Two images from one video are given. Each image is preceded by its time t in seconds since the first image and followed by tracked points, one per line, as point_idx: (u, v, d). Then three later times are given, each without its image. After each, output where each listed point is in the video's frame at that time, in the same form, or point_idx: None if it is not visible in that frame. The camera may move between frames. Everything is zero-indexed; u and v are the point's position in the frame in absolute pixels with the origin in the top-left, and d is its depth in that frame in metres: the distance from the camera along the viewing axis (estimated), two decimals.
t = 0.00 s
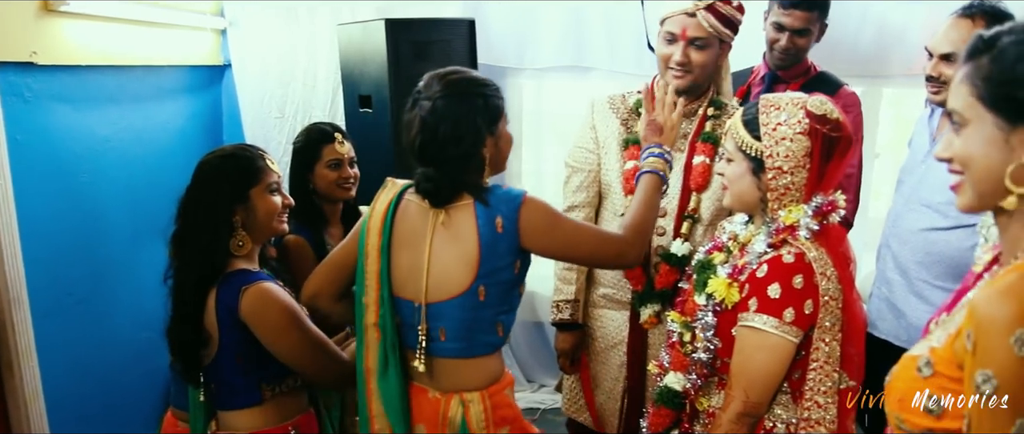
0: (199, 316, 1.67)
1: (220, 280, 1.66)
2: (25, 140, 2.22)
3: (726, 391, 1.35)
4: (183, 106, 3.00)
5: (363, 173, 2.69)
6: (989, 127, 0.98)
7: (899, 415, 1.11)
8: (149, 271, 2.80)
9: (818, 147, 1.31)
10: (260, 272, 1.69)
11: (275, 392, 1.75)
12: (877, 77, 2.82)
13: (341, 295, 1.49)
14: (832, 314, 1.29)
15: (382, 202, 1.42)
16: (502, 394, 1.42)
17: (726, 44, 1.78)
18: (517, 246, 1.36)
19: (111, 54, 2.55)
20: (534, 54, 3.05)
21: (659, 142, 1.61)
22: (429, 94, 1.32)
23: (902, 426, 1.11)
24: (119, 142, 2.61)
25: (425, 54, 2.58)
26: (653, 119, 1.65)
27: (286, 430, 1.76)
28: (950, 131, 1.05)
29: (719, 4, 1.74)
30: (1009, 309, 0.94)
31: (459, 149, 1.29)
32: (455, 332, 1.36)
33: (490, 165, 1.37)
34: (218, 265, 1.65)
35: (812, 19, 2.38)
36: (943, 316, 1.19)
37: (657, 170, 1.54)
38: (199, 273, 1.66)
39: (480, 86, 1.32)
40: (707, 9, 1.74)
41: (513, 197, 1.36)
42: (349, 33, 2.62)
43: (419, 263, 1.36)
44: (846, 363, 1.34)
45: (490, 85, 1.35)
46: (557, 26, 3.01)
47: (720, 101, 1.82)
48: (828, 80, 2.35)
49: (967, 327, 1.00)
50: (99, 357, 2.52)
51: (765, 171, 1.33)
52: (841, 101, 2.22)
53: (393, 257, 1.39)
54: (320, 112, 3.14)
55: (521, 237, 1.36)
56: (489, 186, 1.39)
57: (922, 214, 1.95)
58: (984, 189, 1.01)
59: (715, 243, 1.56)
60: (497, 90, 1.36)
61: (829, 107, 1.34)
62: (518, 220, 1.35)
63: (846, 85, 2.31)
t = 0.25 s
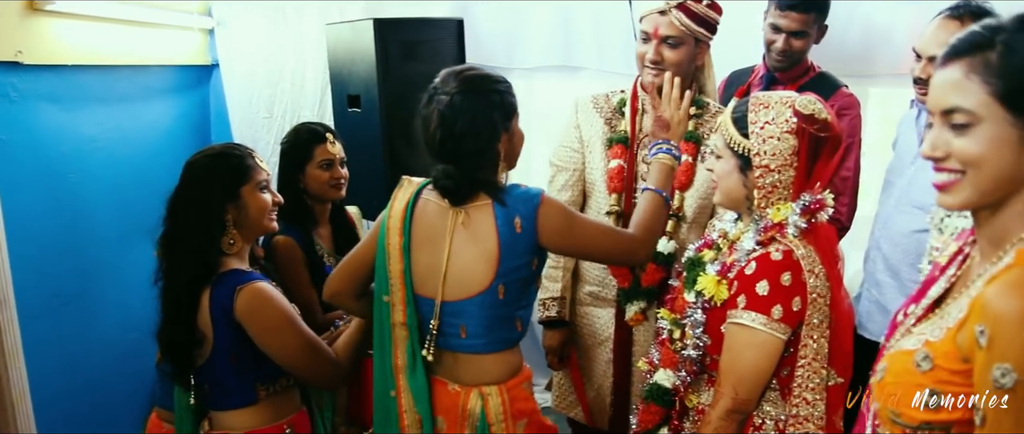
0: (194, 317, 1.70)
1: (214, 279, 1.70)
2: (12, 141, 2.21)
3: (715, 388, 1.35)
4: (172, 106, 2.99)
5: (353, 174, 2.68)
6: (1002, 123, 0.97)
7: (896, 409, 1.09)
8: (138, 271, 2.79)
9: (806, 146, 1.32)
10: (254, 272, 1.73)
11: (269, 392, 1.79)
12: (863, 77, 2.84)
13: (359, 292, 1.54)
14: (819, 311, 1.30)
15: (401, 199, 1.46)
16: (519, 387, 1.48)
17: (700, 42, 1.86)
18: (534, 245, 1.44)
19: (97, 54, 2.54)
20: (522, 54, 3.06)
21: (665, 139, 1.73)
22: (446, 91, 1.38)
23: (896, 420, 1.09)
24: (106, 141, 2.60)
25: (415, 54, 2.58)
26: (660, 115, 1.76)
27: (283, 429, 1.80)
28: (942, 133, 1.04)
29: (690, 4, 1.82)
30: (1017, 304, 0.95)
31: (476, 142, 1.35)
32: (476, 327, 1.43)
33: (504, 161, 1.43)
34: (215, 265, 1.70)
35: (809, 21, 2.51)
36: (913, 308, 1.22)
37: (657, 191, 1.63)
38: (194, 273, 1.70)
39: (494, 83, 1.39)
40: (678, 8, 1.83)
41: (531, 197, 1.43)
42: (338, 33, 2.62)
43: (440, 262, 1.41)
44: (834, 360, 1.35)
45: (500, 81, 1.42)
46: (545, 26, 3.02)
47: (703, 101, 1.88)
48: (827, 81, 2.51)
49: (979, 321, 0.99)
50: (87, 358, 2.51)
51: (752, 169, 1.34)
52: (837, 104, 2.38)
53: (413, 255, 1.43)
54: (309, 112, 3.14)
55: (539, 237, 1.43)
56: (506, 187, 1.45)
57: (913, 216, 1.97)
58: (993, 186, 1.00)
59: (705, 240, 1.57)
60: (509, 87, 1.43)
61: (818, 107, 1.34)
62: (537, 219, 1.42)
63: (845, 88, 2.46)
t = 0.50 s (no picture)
0: (180, 320, 1.70)
1: (201, 280, 1.70)
2: None
3: (705, 386, 1.36)
4: (158, 108, 2.98)
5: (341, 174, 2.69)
6: None
7: (904, 408, 1.10)
8: (126, 272, 2.78)
9: (794, 146, 1.33)
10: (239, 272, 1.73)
11: (257, 393, 1.79)
12: (850, 77, 2.86)
13: (374, 298, 1.66)
14: (809, 310, 1.31)
15: (414, 207, 1.56)
16: (525, 384, 1.56)
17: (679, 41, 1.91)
18: (541, 260, 1.51)
19: (83, 54, 2.52)
20: (510, 54, 3.08)
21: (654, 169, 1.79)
22: (462, 103, 1.47)
23: (903, 418, 1.10)
24: (92, 142, 2.58)
25: (402, 54, 2.57)
26: (650, 145, 1.81)
27: (271, 430, 1.81)
28: (971, 141, 1.00)
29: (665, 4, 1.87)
30: None
31: (495, 152, 1.44)
32: (481, 333, 1.51)
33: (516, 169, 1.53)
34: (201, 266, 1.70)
35: (795, 21, 2.55)
36: (878, 304, 1.25)
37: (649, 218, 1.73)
38: (181, 273, 1.70)
39: (506, 93, 1.48)
40: (654, 9, 1.88)
41: (542, 216, 1.50)
42: (326, 33, 2.62)
43: (451, 270, 1.50)
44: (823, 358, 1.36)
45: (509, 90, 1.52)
46: (533, 26, 3.03)
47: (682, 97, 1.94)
48: (818, 82, 2.56)
49: (1011, 318, 1.00)
50: (75, 359, 2.50)
51: (742, 168, 1.35)
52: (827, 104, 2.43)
53: (424, 263, 1.52)
54: (297, 112, 3.11)
55: (546, 253, 1.51)
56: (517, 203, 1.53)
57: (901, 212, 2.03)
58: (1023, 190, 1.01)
59: (696, 241, 1.58)
60: (517, 94, 1.52)
61: (807, 106, 1.35)
62: (546, 237, 1.49)
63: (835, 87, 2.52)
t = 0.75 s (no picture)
0: (164, 322, 1.71)
1: (183, 279, 1.70)
2: None
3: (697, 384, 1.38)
4: (145, 108, 2.96)
5: (329, 175, 2.69)
6: None
7: (923, 408, 1.10)
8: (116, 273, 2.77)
9: (783, 144, 1.35)
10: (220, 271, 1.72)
11: (245, 392, 1.78)
12: (837, 76, 2.89)
13: (368, 272, 1.75)
14: (802, 309, 1.31)
15: (415, 189, 1.64)
16: (516, 371, 1.66)
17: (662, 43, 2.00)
18: (541, 232, 1.61)
19: (71, 54, 2.50)
20: (500, 53, 3.09)
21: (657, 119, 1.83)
22: (456, 85, 1.53)
23: (920, 419, 1.11)
24: (79, 143, 2.57)
25: (391, 55, 2.57)
26: (650, 95, 1.83)
27: (257, 430, 1.78)
28: (999, 148, 1.00)
29: (648, 7, 1.95)
30: None
31: (489, 133, 1.51)
32: (483, 311, 1.61)
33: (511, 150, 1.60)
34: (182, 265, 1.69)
35: (777, 18, 2.58)
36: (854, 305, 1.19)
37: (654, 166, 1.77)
38: (162, 273, 1.70)
39: (498, 77, 1.54)
40: (636, 11, 1.96)
41: (539, 188, 1.60)
42: (315, 33, 2.62)
43: (453, 250, 1.59)
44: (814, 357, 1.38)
45: (501, 72, 1.57)
46: (522, 25, 3.04)
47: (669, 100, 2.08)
48: (803, 80, 2.60)
49: None
50: (64, 361, 2.49)
51: (732, 168, 1.38)
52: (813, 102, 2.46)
53: (427, 245, 1.61)
54: (286, 112, 3.17)
55: (546, 223, 1.60)
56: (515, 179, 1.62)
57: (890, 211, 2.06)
58: None
59: (690, 239, 1.59)
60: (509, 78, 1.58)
61: (795, 105, 1.38)
62: (545, 210, 1.59)
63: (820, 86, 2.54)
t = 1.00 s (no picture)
0: (151, 323, 1.70)
1: (169, 281, 1.70)
2: None
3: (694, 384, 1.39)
4: (136, 108, 2.95)
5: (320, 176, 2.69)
6: None
7: (936, 406, 1.11)
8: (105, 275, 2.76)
9: (775, 142, 1.37)
10: (206, 270, 1.72)
11: (235, 393, 1.77)
12: (828, 76, 2.91)
13: (368, 266, 1.74)
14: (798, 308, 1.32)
15: (415, 189, 1.63)
16: (510, 374, 1.66)
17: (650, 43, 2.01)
18: (541, 233, 1.62)
19: (60, 54, 2.49)
20: (491, 53, 3.10)
21: (651, 92, 1.89)
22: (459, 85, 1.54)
23: (933, 418, 1.13)
24: (70, 143, 2.55)
25: (382, 55, 2.56)
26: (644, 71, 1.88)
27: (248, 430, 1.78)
28: (1003, 150, 1.01)
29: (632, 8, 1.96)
30: None
31: (492, 130, 1.52)
32: (481, 313, 1.61)
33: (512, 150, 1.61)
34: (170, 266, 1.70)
35: (760, 18, 2.60)
36: (843, 310, 1.18)
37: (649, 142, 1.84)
38: (150, 274, 1.70)
39: (501, 77, 1.56)
40: (621, 13, 1.97)
41: (538, 190, 1.60)
42: (306, 33, 2.61)
43: (450, 253, 1.59)
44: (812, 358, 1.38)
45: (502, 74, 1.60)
46: (513, 25, 3.05)
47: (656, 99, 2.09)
48: (792, 79, 2.61)
49: None
50: (54, 363, 2.47)
51: (725, 168, 1.39)
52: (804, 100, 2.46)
53: (425, 249, 1.61)
54: (276, 113, 3.18)
55: (546, 222, 1.61)
56: (513, 181, 1.63)
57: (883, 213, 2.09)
58: None
59: (685, 240, 1.60)
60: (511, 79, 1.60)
61: (784, 104, 1.40)
62: (543, 211, 1.60)
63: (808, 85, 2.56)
